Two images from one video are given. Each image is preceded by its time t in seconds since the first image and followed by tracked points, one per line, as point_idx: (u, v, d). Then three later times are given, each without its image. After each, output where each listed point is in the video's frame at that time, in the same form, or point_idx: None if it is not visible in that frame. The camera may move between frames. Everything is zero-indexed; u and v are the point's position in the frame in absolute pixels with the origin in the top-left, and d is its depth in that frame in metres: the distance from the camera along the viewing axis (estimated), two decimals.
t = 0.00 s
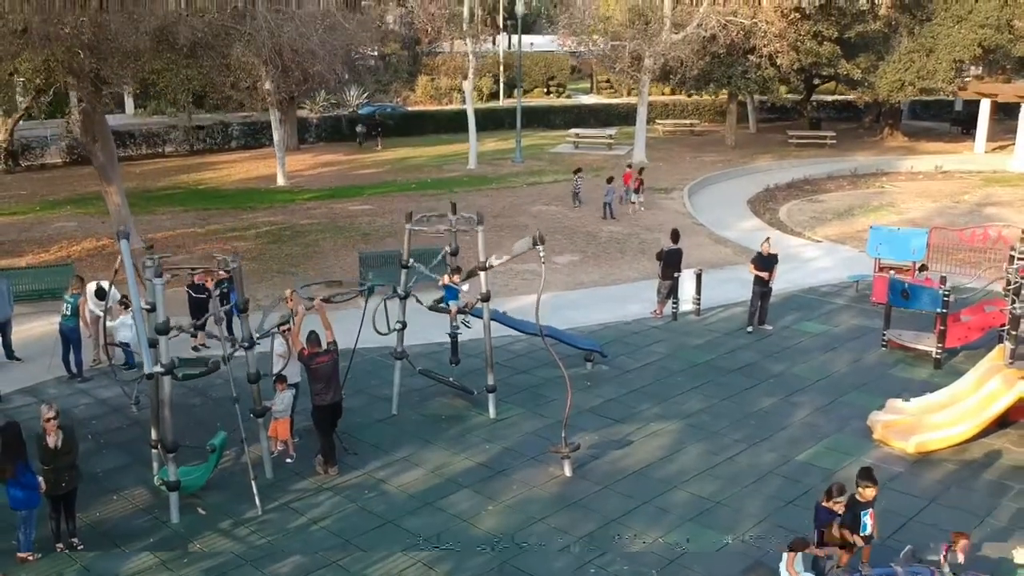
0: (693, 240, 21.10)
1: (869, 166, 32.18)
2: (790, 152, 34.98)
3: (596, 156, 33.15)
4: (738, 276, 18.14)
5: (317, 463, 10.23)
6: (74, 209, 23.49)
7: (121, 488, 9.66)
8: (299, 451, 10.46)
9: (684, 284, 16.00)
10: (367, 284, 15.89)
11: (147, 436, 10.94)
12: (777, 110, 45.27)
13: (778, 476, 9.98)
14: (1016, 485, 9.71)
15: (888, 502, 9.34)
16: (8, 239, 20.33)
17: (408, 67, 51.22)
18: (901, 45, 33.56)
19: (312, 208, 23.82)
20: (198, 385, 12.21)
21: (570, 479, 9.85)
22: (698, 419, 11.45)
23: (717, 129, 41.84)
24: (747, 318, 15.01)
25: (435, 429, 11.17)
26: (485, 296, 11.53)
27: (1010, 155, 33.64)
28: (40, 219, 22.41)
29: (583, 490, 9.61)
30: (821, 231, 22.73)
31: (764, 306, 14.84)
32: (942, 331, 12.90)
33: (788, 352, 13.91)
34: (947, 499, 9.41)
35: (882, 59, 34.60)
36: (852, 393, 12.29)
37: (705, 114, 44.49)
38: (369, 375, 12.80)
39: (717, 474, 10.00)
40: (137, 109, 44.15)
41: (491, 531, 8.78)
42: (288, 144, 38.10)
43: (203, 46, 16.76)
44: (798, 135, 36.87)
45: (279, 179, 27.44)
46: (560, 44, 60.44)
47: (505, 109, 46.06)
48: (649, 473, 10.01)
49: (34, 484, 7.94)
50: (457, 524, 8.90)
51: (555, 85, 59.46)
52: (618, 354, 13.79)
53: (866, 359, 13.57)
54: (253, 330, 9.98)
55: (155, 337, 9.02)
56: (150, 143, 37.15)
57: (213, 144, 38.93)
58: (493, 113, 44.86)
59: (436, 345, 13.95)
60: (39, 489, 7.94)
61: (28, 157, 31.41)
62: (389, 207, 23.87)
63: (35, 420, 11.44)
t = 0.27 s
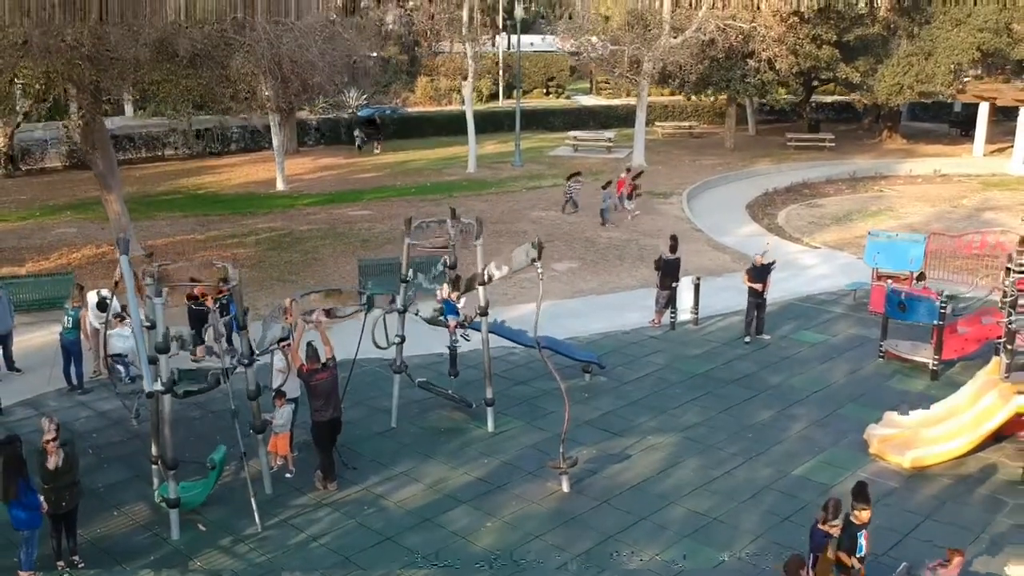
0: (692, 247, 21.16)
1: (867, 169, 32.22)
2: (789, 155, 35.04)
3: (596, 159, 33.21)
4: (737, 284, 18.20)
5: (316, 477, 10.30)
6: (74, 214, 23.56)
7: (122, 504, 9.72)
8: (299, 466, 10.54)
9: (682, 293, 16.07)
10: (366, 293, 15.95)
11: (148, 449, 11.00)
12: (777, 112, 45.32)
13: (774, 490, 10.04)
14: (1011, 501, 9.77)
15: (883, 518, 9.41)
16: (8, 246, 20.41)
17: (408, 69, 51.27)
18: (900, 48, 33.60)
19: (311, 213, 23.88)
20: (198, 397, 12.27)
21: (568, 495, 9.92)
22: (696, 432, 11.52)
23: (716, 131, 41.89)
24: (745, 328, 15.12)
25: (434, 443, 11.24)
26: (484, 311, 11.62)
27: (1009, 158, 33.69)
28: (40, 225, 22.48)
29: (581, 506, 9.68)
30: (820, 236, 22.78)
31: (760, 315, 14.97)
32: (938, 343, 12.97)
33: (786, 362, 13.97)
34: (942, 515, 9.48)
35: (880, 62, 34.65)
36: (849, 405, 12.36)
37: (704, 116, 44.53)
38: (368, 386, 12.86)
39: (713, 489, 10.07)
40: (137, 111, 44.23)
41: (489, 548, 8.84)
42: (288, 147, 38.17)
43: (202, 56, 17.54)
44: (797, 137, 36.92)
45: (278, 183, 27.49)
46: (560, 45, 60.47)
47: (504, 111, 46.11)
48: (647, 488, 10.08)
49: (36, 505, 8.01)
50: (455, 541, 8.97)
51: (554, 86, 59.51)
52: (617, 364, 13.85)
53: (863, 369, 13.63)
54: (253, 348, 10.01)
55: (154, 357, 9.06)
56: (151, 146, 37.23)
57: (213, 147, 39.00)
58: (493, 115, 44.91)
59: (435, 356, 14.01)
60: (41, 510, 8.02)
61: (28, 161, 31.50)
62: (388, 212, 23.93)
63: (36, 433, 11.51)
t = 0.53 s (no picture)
0: (691, 245, 21.20)
1: (867, 164, 32.22)
2: (789, 149, 35.04)
3: (595, 154, 33.22)
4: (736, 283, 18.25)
5: (317, 484, 10.38)
6: (75, 212, 23.60)
7: (125, 511, 9.80)
8: (300, 471, 10.61)
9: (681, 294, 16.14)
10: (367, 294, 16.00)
11: (150, 455, 11.08)
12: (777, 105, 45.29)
13: (772, 496, 10.12)
14: (1007, 507, 9.86)
15: (880, 524, 9.49)
16: (9, 245, 20.46)
17: (407, 62, 51.20)
18: (900, 43, 33.57)
19: (312, 210, 23.92)
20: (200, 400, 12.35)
21: (567, 501, 10.00)
22: (694, 437, 11.60)
23: (716, 125, 41.87)
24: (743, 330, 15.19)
25: (434, 448, 11.31)
26: (484, 318, 11.73)
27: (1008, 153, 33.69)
28: (41, 223, 22.52)
29: (580, 512, 9.77)
30: (819, 233, 22.82)
31: (757, 317, 15.10)
32: (936, 346, 13.03)
33: (784, 365, 14.03)
34: (938, 521, 9.56)
35: (881, 57, 34.63)
36: (847, 408, 12.43)
37: (704, 109, 44.51)
38: (369, 389, 12.93)
39: (712, 495, 10.15)
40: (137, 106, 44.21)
41: (489, 556, 8.92)
42: (288, 142, 38.19)
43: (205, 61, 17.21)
44: (797, 132, 36.91)
45: (279, 179, 27.50)
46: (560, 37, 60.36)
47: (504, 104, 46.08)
48: (646, 494, 10.16)
49: (41, 516, 8.11)
50: (456, 549, 9.05)
51: (554, 79, 59.43)
52: (616, 367, 13.91)
53: (861, 372, 13.70)
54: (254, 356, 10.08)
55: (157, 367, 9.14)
56: (151, 142, 37.25)
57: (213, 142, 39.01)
58: (493, 108, 44.88)
59: (435, 358, 14.08)
60: (46, 521, 8.13)
61: (29, 158, 31.54)
62: (388, 210, 23.96)
63: (38, 438, 11.57)
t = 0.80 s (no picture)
0: (691, 229, 21.22)
1: (868, 145, 32.14)
2: (789, 129, 34.94)
3: (596, 135, 33.13)
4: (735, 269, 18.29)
5: (319, 475, 10.50)
6: (75, 195, 23.61)
7: (129, 503, 9.92)
8: (301, 463, 10.73)
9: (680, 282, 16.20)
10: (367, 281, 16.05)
11: (153, 446, 11.19)
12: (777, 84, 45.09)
13: (769, 488, 10.24)
14: (1000, 499, 9.99)
15: (874, 517, 9.61)
16: (10, 229, 20.49)
17: (407, 40, 50.92)
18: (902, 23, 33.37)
19: (311, 194, 23.92)
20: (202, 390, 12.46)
21: (567, 493, 10.13)
22: (692, 427, 11.70)
23: (716, 104, 41.71)
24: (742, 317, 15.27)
25: (435, 438, 11.42)
26: (484, 310, 11.83)
27: (1009, 133, 33.60)
28: (41, 206, 22.53)
29: (579, 504, 9.89)
30: (819, 217, 22.83)
31: (756, 306, 15.17)
32: (933, 335, 13.12)
33: (783, 353, 14.10)
34: (932, 514, 9.68)
35: (882, 37, 34.45)
36: (845, 398, 12.53)
37: (705, 88, 44.33)
38: (369, 378, 13.02)
39: (709, 487, 10.27)
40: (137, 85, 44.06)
41: (489, 550, 9.05)
42: (287, 122, 38.09)
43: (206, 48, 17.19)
44: (797, 112, 36.78)
45: (278, 162, 27.47)
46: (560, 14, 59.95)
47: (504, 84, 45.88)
48: (644, 486, 10.27)
49: (47, 513, 8.23)
50: (456, 542, 9.19)
51: (554, 56, 59.10)
52: (615, 355, 13.99)
53: (859, 360, 13.78)
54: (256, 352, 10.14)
55: (160, 365, 9.21)
56: (150, 122, 37.16)
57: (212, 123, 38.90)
58: (492, 88, 44.70)
59: (436, 347, 14.16)
60: (52, 517, 8.25)
61: (28, 139, 31.49)
62: (388, 193, 23.96)
63: (42, 429, 11.68)
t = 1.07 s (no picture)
0: (691, 195, 21.21)
1: (870, 106, 31.92)
2: (791, 89, 34.67)
3: (596, 95, 32.90)
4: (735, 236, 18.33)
5: (322, 450, 10.68)
6: (74, 160, 23.57)
7: (136, 478, 10.11)
8: (305, 437, 10.91)
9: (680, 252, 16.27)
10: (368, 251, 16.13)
11: (159, 421, 11.36)
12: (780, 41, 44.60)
13: (764, 463, 10.43)
14: (991, 474, 10.17)
15: (867, 492, 9.81)
16: (10, 195, 20.51)
17: None
18: None
19: (311, 158, 23.88)
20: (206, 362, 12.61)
21: (565, 468, 10.32)
22: (689, 401, 11.86)
23: (718, 62, 41.33)
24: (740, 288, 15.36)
25: (435, 412, 11.58)
26: (484, 285, 11.92)
27: (1012, 93, 33.33)
28: (41, 171, 22.52)
29: (577, 479, 10.08)
30: (819, 181, 22.78)
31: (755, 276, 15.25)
32: (930, 308, 13.22)
33: (780, 325, 14.22)
34: (924, 489, 9.88)
35: None
36: (841, 371, 12.67)
37: (706, 45, 43.87)
38: (371, 350, 13.15)
39: (706, 462, 10.45)
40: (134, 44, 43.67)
41: (489, 526, 9.26)
42: (286, 82, 37.82)
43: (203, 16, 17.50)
44: (800, 71, 36.45)
45: (277, 124, 27.36)
46: None
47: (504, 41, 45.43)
48: (642, 461, 10.46)
49: (56, 493, 8.37)
50: (457, 517, 9.39)
51: (555, 11, 58.39)
52: (614, 327, 14.11)
53: (855, 332, 13.89)
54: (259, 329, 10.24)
55: (164, 345, 9.32)
56: (147, 83, 36.93)
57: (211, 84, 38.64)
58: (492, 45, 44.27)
59: (436, 318, 14.28)
60: (61, 498, 8.38)
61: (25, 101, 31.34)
62: (387, 157, 23.91)
63: (49, 403, 11.86)
